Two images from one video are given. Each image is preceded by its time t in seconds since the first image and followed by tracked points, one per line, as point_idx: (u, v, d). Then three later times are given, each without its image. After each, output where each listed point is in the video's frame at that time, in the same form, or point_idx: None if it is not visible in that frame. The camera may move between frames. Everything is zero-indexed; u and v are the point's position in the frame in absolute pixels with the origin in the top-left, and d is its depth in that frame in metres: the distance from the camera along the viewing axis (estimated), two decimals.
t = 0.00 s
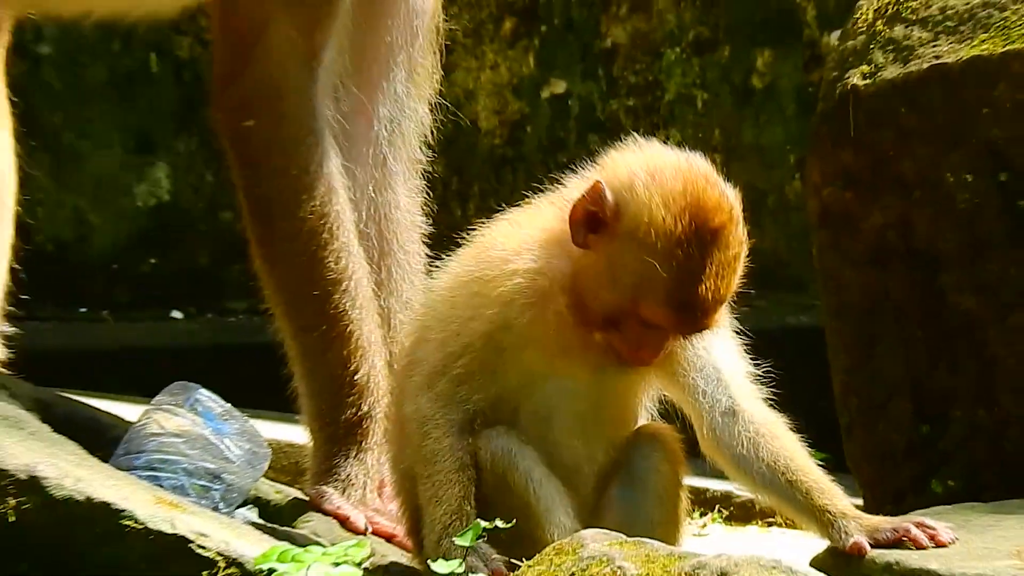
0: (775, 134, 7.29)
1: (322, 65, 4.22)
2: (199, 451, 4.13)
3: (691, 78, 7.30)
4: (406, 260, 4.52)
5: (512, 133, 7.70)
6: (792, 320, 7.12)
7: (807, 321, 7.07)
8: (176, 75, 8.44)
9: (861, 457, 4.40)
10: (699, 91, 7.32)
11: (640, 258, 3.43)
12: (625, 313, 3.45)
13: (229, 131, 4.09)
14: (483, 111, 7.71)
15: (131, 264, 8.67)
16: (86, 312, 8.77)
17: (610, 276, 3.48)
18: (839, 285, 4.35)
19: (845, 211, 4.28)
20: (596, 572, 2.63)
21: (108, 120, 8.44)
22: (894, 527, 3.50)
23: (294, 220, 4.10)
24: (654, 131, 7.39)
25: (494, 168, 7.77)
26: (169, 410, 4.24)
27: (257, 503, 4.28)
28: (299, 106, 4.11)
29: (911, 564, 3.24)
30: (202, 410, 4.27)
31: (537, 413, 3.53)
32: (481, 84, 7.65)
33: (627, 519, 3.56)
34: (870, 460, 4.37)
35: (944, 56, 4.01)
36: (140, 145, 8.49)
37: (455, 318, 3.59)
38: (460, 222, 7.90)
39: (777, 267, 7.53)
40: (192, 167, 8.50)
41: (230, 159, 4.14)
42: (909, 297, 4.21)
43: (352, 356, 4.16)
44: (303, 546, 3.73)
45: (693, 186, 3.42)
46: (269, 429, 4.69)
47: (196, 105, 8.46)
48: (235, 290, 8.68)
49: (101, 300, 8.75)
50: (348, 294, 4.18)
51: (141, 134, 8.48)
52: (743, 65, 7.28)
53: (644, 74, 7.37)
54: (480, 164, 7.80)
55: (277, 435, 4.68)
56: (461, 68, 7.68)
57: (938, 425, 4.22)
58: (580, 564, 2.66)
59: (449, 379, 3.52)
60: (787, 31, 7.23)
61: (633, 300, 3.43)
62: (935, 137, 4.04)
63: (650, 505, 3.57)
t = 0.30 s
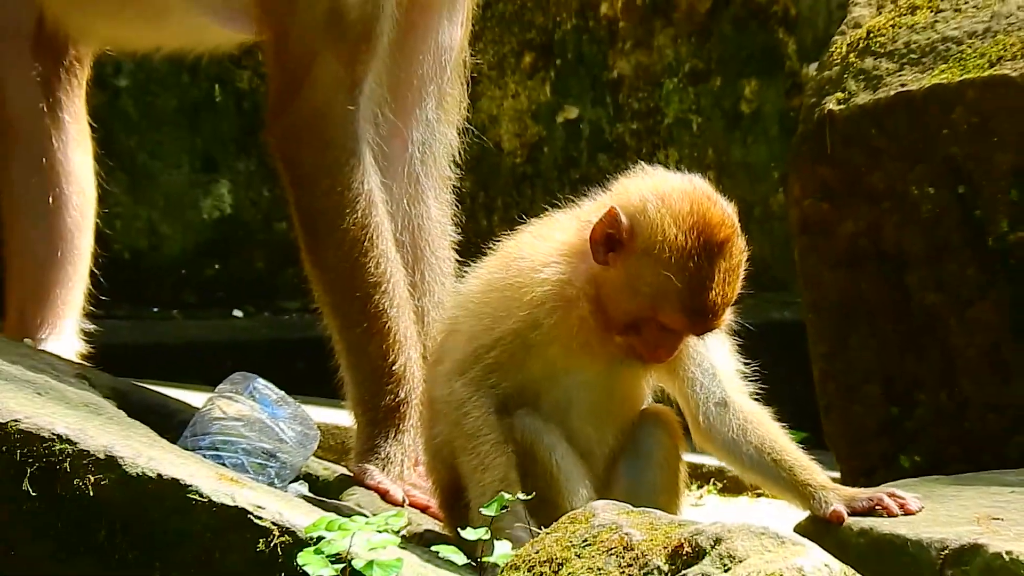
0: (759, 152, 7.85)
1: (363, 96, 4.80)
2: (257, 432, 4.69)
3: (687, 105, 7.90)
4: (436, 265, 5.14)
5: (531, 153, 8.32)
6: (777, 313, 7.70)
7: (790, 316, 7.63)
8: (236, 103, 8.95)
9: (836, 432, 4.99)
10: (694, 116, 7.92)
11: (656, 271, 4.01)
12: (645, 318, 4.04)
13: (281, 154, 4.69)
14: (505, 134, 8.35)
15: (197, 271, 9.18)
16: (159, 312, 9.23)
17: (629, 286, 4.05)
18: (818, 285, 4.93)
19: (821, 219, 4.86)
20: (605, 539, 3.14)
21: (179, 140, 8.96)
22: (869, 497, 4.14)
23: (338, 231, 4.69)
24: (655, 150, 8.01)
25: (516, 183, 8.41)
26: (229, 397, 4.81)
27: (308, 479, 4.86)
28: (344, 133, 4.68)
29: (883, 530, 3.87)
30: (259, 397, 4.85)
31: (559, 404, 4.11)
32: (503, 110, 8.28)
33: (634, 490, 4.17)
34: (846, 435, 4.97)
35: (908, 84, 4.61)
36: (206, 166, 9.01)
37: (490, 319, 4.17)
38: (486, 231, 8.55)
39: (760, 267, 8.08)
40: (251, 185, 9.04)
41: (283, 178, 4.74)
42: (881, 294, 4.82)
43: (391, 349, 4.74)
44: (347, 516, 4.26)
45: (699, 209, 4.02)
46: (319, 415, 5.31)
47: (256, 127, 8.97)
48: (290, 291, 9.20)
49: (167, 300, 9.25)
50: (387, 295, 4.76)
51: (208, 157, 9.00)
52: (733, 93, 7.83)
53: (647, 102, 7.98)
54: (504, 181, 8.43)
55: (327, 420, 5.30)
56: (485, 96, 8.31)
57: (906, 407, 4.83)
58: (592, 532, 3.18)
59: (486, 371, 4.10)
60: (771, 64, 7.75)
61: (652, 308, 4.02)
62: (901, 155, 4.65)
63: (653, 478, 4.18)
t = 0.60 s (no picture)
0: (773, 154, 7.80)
1: (382, 100, 4.81)
2: (272, 435, 4.68)
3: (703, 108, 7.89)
4: (453, 268, 5.19)
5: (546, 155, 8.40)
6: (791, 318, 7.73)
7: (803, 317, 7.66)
8: (252, 104, 8.93)
9: (850, 435, 4.99)
10: (710, 120, 7.90)
11: (718, 357, 3.96)
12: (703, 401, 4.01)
13: (299, 156, 4.71)
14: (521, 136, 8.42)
15: (212, 274, 9.23)
16: (175, 313, 9.32)
17: (691, 367, 3.99)
18: (832, 286, 4.93)
19: (834, 221, 4.87)
20: (620, 542, 3.13)
21: (195, 143, 8.98)
22: (883, 501, 4.23)
23: (356, 235, 4.71)
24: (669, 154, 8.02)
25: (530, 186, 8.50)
26: (244, 399, 4.81)
27: (322, 482, 4.87)
28: (361, 136, 4.70)
29: (898, 534, 3.90)
30: (273, 400, 4.85)
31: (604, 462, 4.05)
32: (518, 113, 8.34)
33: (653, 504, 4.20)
34: (859, 438, 4.97)
35: (923, 87, 4.61)
36: (222, 168, 9.02)
37: (544, 365, 4.07)
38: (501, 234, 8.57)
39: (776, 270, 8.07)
40: (267, 187, 9.03)
41: (301, 180, 4.75)
42: (893, 296, 4.83)
43: (408, 352, 4.74)
44: (361, 518, 4.26)
45: (766, 298, 3.94)
46: (337, 419, 5.35)
47: (270, 127, 8.96)
48: (304, 293, 9.23)
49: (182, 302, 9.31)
50: (404, 298, 4.76)
51: (224, 159, 9.00)
52: (748, 97, 7.79)
53: (662, 105, 7.97)
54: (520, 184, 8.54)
55: (345, 423, 5.33)
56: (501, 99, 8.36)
57: (919, 410, 4.84)
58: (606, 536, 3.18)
59: (543, 414, 4.03)
60: (785, 67, 7.72)
61: (712, 392, 3.98)
62: (914, 158, 4.65)
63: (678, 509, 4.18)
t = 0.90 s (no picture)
0: (781, 157, 7.92)
1: (390, 103, 4.80)
2: (279, 440, 4.67)
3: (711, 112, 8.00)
4: (461, 272, 5.20)
5: (554, 159, 8.31)
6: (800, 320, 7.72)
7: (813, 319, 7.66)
8: (260, 108, 8.97)
9: (858, 438, 5.00)
10: (718, 122, 7.99)
11: (744, 380, 4.09)
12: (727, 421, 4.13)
13: (308, 158, 4.69)
14: (529, 140, 8.29)
15: (219, 277, 9.17)
16: (183, 318, 9.22)
17: (716, 389, 4.11)
18: (840, 288, 4.94)
19: (841, 223, 4.87)
20: (628, 546, 3.12)
21: (201, 147, 8.95)
22: (891, 503, 4.23)
23: (364, 238, 4.70)
24: (677, 156, 8.09)
25: (538, 190, 8.39)
26: (251, 404, 4.81)
27: (330, 486, 4.85)
28: (369, 139, 4.69)
29: (904, 536, 3.91)
30: (281, 404, 4.85)
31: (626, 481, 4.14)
32: (526, 117, 8.23)
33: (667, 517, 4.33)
34: (867, 440, 4.98)
35: (930, 90, 4.61)
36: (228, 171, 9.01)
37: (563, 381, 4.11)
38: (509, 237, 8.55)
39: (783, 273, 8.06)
40: (275, 189, 9.04)
41: (309, 184, 4.74)
42: (900, 298, 4.84)
43: (416, 356, 4.74)
44: (368, 523, 4.24)
45: (792, 321, 4.06)
46: (346, 423, 5.35)
47: (278, 132, 8.98)
48: (312, 297, 9.23)
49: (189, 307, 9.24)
50: (412, 303, 4.75)
51: (231, 162, 8.98)
52: (756, 100, 7.92)
53: (670, 108, 8.04)
54: (529, 189, 8.42)
55: (353, 427, 5.34)
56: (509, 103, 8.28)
57: (926, 413, 4.85)
58: (614, 539, 3.16)
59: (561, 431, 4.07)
60: (794, 70, 7.84)
61: (737, 412, 4.11)
62: (922, 161, 4.65)
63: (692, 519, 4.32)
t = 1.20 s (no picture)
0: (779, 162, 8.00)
1: (384, 107, 4.81)
2: (275, 444, 4.66)
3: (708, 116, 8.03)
4: (456, 276, 5.22)
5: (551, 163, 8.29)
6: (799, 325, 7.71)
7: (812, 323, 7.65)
8: (256, 112, 8.94)
9: (855, 443, 5.00)
10: (714, 127, 8.04)
11: (779, 370, 4.03)
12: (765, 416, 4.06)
13: (302, 163, 4.70)
14: (526, 144, 8.28)
15: (216, 282, 9.18)
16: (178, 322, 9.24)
17: (753, 383, 4.04)
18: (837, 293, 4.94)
19: (837, 227, 4.89)
20: (624, 549, 3.10)
21: (200, 151, 8.99)
22: (885, 507, 4.24)
23: (360, 243, 4.71)
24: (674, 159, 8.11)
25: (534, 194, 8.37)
26: (248, 407, 4.80)
27: (326, 489, 4.85)
28: (363, 142, 4.70)
29: (902, 540, 3.91)
30: (277, 408, 4.84)
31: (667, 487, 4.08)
32: (523, 121, 8.23)
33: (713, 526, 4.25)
34: (865, 444, 4.98)
35: (925, 94, 4.62)
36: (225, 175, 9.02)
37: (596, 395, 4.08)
38: (506, 241, 8.55)
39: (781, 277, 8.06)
40: (270, 194, 9.00)
41: (304, 189, 4.75)
42: (897, 302, 4.84)
43: (412, 360, 4.74)
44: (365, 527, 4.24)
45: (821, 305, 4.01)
46: (342, 426, 5.35)
47: (274, 137, 8.95)
48: (309, 301, 9.20)
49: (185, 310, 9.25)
50: (408, 307, 4.75)
51: (228, 167, 8.99)
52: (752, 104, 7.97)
53: (666, 113, 8.06)
54: (526, 193, 8.39)
55: (349, 431, 5.34)
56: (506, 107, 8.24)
57: (924, 417, 4.84)
58: (610, 543, 3.14)
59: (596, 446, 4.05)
60: (791, 74, 7.92)
61: (775, 405, 4.04)
62: (918, 165, 4.66)
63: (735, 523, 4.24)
